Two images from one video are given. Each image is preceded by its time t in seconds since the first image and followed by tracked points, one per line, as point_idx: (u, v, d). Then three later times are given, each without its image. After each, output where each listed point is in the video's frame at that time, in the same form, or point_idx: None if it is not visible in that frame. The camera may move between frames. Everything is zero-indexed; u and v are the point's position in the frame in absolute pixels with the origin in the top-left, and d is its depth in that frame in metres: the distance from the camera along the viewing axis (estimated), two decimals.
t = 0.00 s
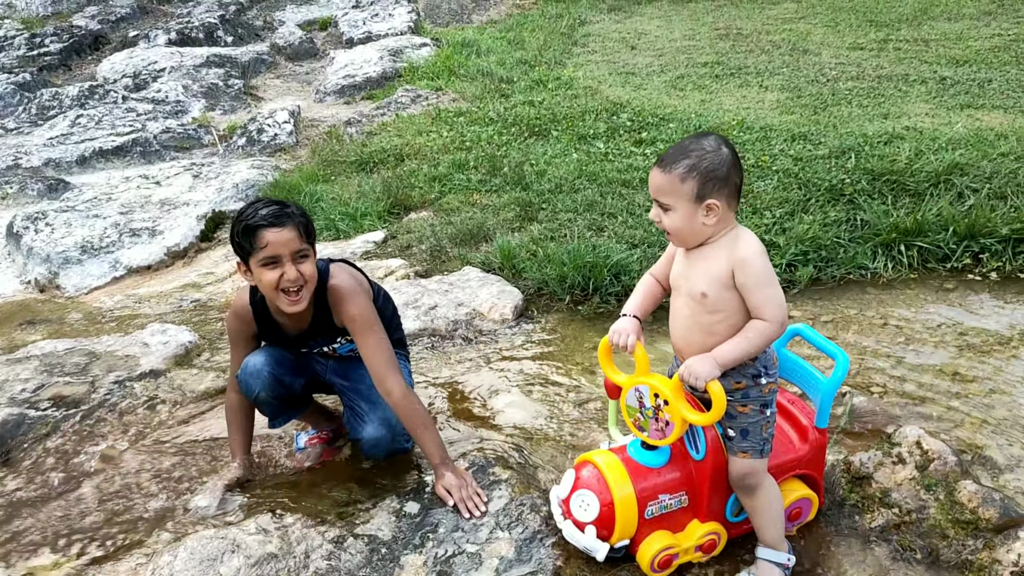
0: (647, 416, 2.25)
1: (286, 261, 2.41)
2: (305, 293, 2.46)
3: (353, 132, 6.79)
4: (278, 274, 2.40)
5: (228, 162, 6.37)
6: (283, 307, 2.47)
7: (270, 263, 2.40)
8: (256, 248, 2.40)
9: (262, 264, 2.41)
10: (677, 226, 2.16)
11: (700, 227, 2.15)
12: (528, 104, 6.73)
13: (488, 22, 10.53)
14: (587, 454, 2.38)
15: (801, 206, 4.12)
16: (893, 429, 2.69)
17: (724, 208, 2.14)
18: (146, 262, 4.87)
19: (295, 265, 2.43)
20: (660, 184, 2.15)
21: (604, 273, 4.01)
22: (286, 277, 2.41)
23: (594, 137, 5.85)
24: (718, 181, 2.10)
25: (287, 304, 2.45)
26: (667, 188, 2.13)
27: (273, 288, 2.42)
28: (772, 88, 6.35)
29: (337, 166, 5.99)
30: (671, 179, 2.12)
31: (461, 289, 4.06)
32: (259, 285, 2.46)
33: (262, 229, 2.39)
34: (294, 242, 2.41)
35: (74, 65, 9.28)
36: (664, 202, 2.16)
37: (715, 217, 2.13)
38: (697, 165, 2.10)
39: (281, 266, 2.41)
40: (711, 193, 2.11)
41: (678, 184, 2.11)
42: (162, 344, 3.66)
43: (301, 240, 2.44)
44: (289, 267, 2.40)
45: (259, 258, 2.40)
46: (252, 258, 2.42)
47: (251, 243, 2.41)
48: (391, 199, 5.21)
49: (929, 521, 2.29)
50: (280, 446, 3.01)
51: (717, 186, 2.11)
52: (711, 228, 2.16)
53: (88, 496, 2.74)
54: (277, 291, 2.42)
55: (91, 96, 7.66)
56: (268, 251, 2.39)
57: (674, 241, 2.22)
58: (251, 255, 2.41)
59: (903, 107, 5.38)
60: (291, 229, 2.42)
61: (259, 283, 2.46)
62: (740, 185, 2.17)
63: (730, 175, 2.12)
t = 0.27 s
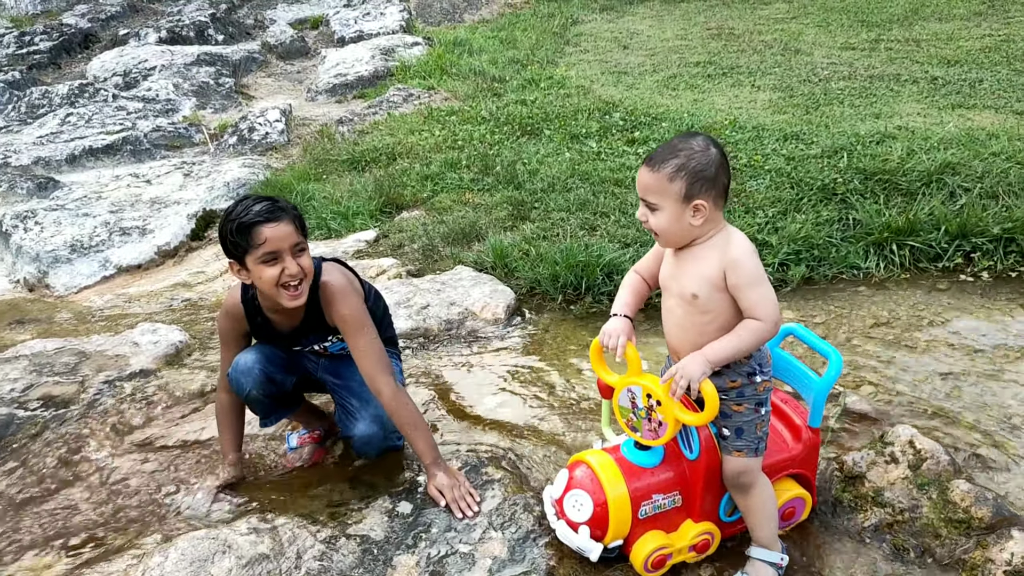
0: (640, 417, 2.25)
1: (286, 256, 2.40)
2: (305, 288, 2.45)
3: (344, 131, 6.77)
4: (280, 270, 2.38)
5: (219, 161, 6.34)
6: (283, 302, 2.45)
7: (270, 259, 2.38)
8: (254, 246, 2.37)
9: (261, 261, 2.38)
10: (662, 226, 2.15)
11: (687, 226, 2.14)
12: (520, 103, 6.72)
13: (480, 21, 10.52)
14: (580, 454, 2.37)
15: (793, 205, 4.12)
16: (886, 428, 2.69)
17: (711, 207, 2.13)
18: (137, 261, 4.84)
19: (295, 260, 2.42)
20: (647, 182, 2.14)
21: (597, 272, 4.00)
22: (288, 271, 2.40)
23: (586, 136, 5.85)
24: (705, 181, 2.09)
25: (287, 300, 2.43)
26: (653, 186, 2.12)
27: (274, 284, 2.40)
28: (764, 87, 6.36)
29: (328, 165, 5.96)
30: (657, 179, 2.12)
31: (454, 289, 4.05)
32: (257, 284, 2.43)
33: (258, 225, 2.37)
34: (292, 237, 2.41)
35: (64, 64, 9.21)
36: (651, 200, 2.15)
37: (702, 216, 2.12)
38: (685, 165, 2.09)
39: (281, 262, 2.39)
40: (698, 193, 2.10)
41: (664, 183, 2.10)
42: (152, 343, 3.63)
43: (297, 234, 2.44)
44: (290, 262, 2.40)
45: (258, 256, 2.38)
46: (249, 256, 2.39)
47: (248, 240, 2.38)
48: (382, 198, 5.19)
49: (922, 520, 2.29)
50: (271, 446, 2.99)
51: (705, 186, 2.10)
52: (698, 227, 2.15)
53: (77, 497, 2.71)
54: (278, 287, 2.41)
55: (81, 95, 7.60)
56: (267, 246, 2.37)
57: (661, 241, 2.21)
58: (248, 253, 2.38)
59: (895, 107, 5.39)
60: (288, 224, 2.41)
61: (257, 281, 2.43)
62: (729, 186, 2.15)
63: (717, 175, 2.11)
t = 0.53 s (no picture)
0: (638, 415, 2.26)
1: (291, 258, 2.41)
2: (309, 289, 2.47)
3: (339, 131, 6.76)
4: (285, 272, 2.39)
5: (214, 161, 6.33)
6: (287, 303, 2.46)
7: (275, 262, 2.39)
8: (259, 249, 2.37)
9: (265, 264, 2.39)
10: (661, 224, 2.16)
11: (686, 225, 2.15)
12: (515, 103, 6.73)
13: (474, 21, 10.52)
14: (578, 453, 2.39)
15: (788, 205, 4.14)
16: (881, 426, 2.70)
17: (710, 208, 2.14)
18: (132, 261, 4.83)
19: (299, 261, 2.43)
20: (647, 180, 2.15)
21: (593, 272, 4.01)
22: (293, 274, 2.41)
23: (582, 136, 5.86)
24: (705, 181, 2.11)
25: (293, 301, 2.44)
26: (653, 184, 2.13)
27: (279, 287, 2.40)
28: (758, 88, 6.38)
29: (323, 165, 5.96)
30: (658, 178, 2.13)
31: (450, 288, 4.05)
32: (261, 286, 2.43)
33: (262, 229, 2.38)
34: (296, 239, 2.42)
35: (57, 64, 9.18)
36: (650, 198, 2.15)
37: (701, 216, 2.13)
38: (685, 164, 2.10)
39: (286, 264, 2.40)
40: (698, 193, 2.11)
41: (664, 182, 2.11)
42: (149, 343, 3.63)
43: (299, 236, 2.45)
44: (295, 264, 2.41)
45: (263, 259, 2.38)
46: (253, 260, 2.39)
47: (251, 244, 2.38)
48: (378, 198, 5.19)
49: (918, 518, 2.30)
50: (269, 446, 2.99)
51: (705, 187, 2.11)
52: (697, 227, 2.16)
53: (74, 497, 2.71)
54: (283, 289, 2.41)
55: (75, 95, 7.58)
56: (272, 249, 2.38)
57: (659, 238, 2.22)
58: (253, 257, 2.38)
59: (888, 107, 5.42)
60: (290, 226, 2.42)
61: (261, 284, 2.43)
62: (728, 187, 2.17)
63: (717, 176, 2.13)
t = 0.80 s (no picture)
0: (634, 416, 2.25)
1: (288, 262, 2.40)
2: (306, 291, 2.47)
3: (335, 133, 6.76)
4: (282, 277, 2.39)
5: (210, 162, 6.32)
6: (286, 307, 2.47)
7: (272, 267, 2.38)
8: (256, 254, 2.37)
9: (262, 269, 2.39)
10: (657, 225, 2.17)
11: (682, 227, 2.16)
12: (511, 105, 6.73)
13: (470, 23, 10.53)
14: (574, 453, 2.39)
15: (784, 206, 4.15)
16: (876, 427, 2.71)
17: (707, 210, 2.14)
18: (128, 262, 4.82)
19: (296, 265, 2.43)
20: (643, 182, 2.16)
21: (589, 273, 4.02)
22: (290, 277, 2.41)
23: (577, 138, 5.87)
24: (701, 184, 2.11)
25: (291, 304, 2.45)
26: (649, 186, 2.14)
27: (276, 291, 2.40)
28: (753, 90, 6.40)
29: (319, 166, 5.96)
30: (653, 180, 2.13)
31: (446, 289, 4.06)
32: (258, 290, 2.43)
33: (258, 234, 2.37)
34: (292, 244, 2.42)
35: (52, 65, 9.16)
36: (646, 200, 2.17)
37: (697, 218, 2.14)
38: (681, 167, 2.10)
39: (283, 268, 2.40)
40: (693, 195, 2.11)
41: (659, 185, 2.12)
42: (145, 344, 3.63)
43: (296, 240, 2.45)
44: (292, 268, 2.41)
45: (260, 263, 2.38)
46: (250, 265, 2.38)
47: (248, 249, 2.37)
48: (374, 200, 5.19)
49: (913, 519, 2.32)
50: (265, 448, 2.99)
51: (700, 189, 2.11)
52: (694, 228, 2.17)
53: (71, 499, 2.71)
54: (280, 293, 2.42)
55: (71, 96, 7.56)
56: (268, 255, 2.38)
57: (656, 239, 2.23)
58: (249, 262, 2.38)
59: (883, 109, 5.44)
60: (286, 231, 2.42)
61: (259, 288, 2.43)
62: (725, 190, 2.17)
63: (714, 178, 2.13)
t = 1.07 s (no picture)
0: (631, 420, 2.26)
1: (291, 263, 2.40)
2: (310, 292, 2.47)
3: (331, 135, 6.76)
4: (286, 278, 2.39)
5: (206, 165, 6.31)
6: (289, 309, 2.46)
7: (276, 269, 2.38)
8: (259, 256, 2.37)
9: (266, 271, 2.38)
10: (653, 228, 2.18)
11: (677, 230, 2.16)
12: (507, 107, 6.74)
13: (466, 25, 10.53)
14: (571, 457, 2.40)
15: (780, 210, 4.16)
16: (873, 431, 2.72)
17: (702, 214, 2.14)
18: (124, 265, 4.81)
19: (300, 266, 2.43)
20: (640, 185, 2.17)
21: (585, 276, 4.02)
22: (295, 278, 2.41)
23: (574, 141, 5.87)
24: (695, 188, 2.11)
25: (294, 305, 2.45)
26: (645, 189, 2.15)
27: (281, 292, 2.40)
28: (749, 93, 6.41)
29: (316, 169, 5.96)
30: (651, 184, 2.14)
31: (443, 292, 4.06)
32: (262, 292, 2.43)
33: (261, 236, 2.37)
34: (295, 245, 2.42)
35: (47, 67, 9.13)
36: (643, 203, 2.18)
37: (692, 221, 2.14)
38: (675, 171, 2.11)
39: (287, 269, 2.40)
40: (687, 199, 2.12)
41: (655, 188, 2.13)
42: (141, 347, 3.62)
43: (299, 241, 2.45)
44: (296, 269, 2.41)
45: (263, 265, 2.37)
46: (254, 267, 2.38)
47: (251, 251, 2.37)
48: (371, 202, 5.19)
49: (910, 522, 2.32)
50: (262, 451, 2.99)
51: (695, 194, 2.12)
52: (688, 232, 2.17)
53: (67, 502, 2.70)
54: (284, 295, 2.41)
55: (66, 98, 7.54)
56: (272, 256, 2.37)
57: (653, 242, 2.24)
58: (253, 264, 2.37)
59: (879, 112, 5.46)
60: (289, 232, 2.42)
61: (263, 290, 2.43)
62: (723, 194, 2.17)
63: (709, 183, 2.13)
